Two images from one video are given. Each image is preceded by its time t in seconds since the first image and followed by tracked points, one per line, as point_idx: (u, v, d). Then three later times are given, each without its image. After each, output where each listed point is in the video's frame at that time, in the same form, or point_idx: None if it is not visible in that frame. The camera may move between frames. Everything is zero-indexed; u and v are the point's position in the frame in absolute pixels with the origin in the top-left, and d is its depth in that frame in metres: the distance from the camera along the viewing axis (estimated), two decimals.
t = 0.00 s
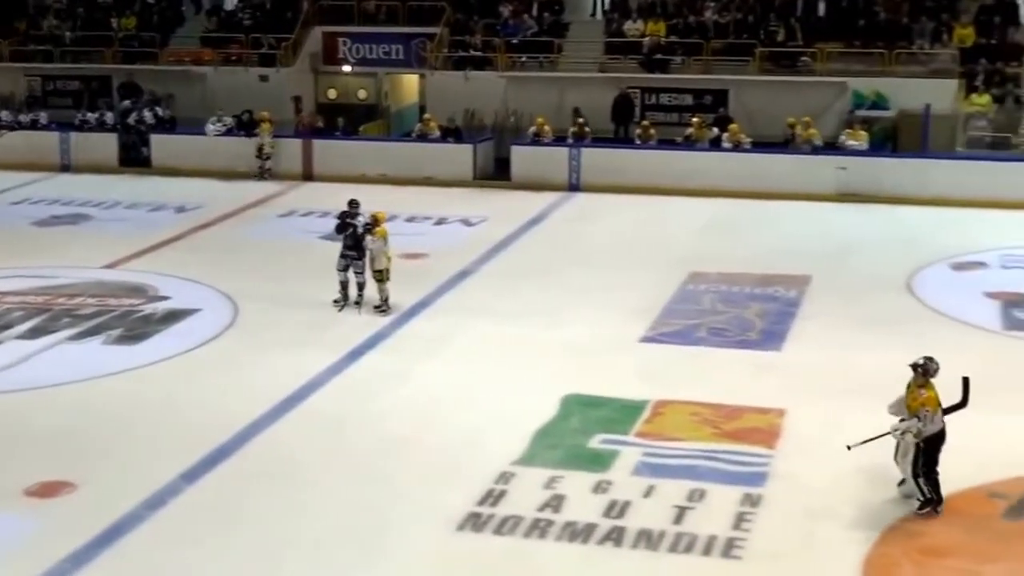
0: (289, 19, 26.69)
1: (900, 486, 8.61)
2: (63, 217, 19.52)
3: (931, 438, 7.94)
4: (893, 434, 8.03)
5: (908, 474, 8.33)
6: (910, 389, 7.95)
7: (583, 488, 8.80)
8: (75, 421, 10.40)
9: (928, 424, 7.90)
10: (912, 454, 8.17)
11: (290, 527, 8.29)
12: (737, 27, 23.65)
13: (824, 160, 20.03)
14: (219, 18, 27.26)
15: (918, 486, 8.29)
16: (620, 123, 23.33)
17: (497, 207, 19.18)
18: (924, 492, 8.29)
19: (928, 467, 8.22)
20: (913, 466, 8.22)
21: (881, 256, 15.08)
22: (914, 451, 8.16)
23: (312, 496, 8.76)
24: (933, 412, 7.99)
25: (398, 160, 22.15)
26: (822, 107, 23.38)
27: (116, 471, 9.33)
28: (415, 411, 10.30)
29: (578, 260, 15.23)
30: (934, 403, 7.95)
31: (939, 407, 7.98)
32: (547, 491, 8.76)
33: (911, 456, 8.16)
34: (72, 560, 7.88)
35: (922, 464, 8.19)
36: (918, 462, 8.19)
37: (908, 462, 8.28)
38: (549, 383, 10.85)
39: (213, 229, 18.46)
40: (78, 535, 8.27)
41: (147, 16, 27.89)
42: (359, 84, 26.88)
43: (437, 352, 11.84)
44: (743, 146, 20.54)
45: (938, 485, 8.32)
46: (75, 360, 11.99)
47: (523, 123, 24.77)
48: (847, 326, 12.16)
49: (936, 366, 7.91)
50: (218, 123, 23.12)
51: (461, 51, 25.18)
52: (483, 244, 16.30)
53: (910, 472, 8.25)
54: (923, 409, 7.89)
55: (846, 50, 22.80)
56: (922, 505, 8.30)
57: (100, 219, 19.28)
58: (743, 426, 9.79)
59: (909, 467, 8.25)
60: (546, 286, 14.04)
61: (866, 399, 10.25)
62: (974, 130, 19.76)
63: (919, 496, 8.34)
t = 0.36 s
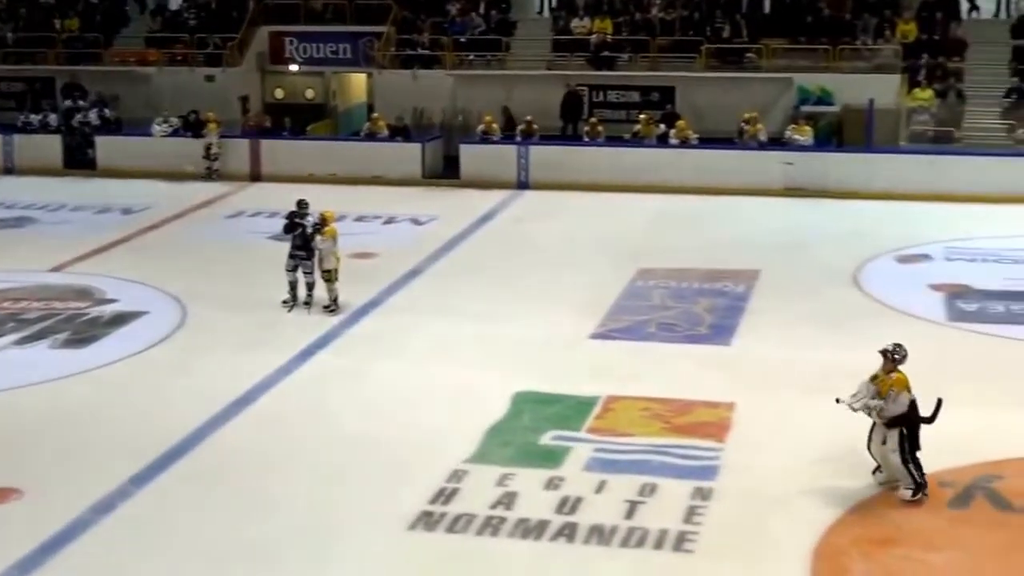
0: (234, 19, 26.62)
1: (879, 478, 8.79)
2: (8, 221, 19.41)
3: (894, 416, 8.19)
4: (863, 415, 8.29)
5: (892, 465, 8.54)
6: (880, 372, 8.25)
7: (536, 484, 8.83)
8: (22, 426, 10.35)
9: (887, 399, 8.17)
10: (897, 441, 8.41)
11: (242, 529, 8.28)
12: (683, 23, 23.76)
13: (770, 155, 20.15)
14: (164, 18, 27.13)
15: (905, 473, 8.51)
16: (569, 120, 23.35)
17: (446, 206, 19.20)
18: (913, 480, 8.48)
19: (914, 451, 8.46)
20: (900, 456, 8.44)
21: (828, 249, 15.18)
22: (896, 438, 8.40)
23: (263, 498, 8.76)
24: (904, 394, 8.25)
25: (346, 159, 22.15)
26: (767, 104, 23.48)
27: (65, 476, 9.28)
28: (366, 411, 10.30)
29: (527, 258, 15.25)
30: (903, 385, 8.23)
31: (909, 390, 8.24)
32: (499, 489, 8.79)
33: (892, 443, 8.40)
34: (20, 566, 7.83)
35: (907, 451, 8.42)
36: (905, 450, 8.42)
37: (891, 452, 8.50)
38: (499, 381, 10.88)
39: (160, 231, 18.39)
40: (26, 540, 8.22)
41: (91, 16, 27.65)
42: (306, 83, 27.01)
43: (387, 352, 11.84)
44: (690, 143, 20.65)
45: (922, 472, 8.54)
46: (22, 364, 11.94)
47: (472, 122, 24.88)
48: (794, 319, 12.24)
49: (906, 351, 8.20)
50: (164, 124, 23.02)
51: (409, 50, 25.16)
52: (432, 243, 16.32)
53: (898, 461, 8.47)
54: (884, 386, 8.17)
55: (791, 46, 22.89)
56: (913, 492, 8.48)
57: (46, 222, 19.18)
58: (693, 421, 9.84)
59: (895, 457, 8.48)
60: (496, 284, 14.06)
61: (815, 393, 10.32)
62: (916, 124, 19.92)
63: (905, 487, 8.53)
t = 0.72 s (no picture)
0: (179, 19, 26.41)
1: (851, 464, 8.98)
2: None
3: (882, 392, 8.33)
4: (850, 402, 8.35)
5: (864, 450, 8.70)
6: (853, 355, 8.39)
7: (486, 481, 8.84)
8: None
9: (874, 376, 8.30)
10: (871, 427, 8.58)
11: (192, 531, 8.25)
12: (629, 20, 23.82)
13: (716, 150, 20.33)
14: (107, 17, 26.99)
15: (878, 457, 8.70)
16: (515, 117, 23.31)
17: (394, 204, 19.18)
18: (883, 463, 8.70)
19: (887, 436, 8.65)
20: (875, 441, 8.61)
21: (774, 243, 15.27)
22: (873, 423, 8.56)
23: (213, 499, 8.73)
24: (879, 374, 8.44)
25: (293, 158, 22.11)
26: (710, 100, 23.69)
27: (12, 480, 9.22)
28: (317, 410, 10.29)
29: (475, 255, 15.26)
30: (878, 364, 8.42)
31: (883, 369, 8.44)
32: (450, 486, 8.80)
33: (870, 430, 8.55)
34: None
35: (881, 436, 8.60)
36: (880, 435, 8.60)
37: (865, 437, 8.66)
38: (449, 378, 10.89)
39: (106, 232, 18.30)
40: None
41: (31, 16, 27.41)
42: (251, 83, 26.97)
43: (336, 351, 11.83)
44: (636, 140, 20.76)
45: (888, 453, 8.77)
46: None
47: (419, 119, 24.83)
48: (741, 313, 12.31)
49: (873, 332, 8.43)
50: (108, 125, 23.01)
51: (355, 48, 25.12)
52: (380, 241, 16.31)
53: (871, 446, 8.64)
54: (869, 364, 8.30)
55: (736, 42, 23.01)
56: (883, 475, 8.69)
57: None
58: (642, 415, 9.87)
59: (869, 442, 8.64)
60: (444, 282, 14.06)
61: (763, 386, 10.37)
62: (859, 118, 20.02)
63: (875, 470, 8.72)
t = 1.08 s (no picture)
0: (110, 15, 26.40)
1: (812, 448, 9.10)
2: None
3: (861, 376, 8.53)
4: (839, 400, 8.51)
5: (819, 434, 8.83)
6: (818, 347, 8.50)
7: (424, 476, 8.83)
8: None
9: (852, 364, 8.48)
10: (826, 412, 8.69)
11: (130, 531, 8.20)
12: (562, 13, 23.87)
13: (651, 143, 20.36)
14: (37, 15, 26.84)
15: (831, 442, 8.81)
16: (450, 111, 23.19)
17: (329, 200, 19.11)
18: (836, 448, 8.81)
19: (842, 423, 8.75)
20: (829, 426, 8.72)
21: (709, 234, 15.32)
22: (827, 409, 8.67)
23: (151, 499, 8.68)
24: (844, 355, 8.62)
25: (227, 155, 22.00)
26: (645, 93, 23.68)
27: None
28: (254, 407, 10.25)
29: (411, 250, 15.24)
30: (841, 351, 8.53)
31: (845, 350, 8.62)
32: (389, 481, 8.78)
33: (824, 415, 8.67)
34: None
35: (836, 422, 8.71)
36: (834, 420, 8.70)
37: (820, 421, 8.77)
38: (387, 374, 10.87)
39: (39, 232, 18.14)
40: None
41: None
42: (183, 79, 26.67)
43: (273, 348, 11.79)
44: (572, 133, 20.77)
45: (844, 438, 8.87)
46: None
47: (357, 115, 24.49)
48: (677, 305, 12.35)
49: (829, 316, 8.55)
50: (40, 122, 22.82)
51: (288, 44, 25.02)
52: (314, 237, 16.24)
53: (825, 430, 8.76)
54: (844, 354, 8.44)
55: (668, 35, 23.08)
56: (835, 461, 8.81)
57: None
58: (578, 408, 9.89)
59: (823, 426, 8.76)
60: (380, 277, 14.04)
61: (699, 377, 10.42)
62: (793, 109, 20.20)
63: (828, 454, 8.84)
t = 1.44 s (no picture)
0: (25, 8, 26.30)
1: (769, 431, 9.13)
2: None
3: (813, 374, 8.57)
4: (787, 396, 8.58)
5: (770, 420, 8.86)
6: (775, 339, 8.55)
7: (349, 471, 8.77)
8: None
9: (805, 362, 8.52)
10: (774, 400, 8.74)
11: (50, 531, 8.08)
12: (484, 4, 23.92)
13: (573, 135, 20.40)
14: None
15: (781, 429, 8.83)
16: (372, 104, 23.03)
17: (250, 194, 18.98)
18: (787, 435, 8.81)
19: (790, 411, 8.77)
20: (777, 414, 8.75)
21: (632, 225, 15.33)
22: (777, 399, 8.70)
23: (71, 498, 8.57)
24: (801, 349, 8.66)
25: (146, 149, 21.80)
26: (571, 82, 23.52)
27: None
28: (175, 405, 10.15)
29: (333, 244, 15.16)
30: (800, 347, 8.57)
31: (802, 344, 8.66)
32: (313, 477, 8.72)
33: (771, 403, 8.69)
34: None
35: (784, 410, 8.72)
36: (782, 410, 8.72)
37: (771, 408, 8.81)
38: (309, 369, 10.79)
39: None
40: None
41: None
42: (101, 73, 26.61)
43: (194, 344, 11.68)
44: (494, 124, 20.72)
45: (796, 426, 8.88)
46: None
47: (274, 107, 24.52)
48: (600, 296, 12.34)
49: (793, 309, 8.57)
50: None
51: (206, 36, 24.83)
52: (236, 232, 16.11)
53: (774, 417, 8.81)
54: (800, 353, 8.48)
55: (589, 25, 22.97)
56: (786, 447, 8.82)
57: None
58: (504, 401, 9.86)
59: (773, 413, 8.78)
60: (302, 272, 13.94)
61: (621, 368, 10.42)
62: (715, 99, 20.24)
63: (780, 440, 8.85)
